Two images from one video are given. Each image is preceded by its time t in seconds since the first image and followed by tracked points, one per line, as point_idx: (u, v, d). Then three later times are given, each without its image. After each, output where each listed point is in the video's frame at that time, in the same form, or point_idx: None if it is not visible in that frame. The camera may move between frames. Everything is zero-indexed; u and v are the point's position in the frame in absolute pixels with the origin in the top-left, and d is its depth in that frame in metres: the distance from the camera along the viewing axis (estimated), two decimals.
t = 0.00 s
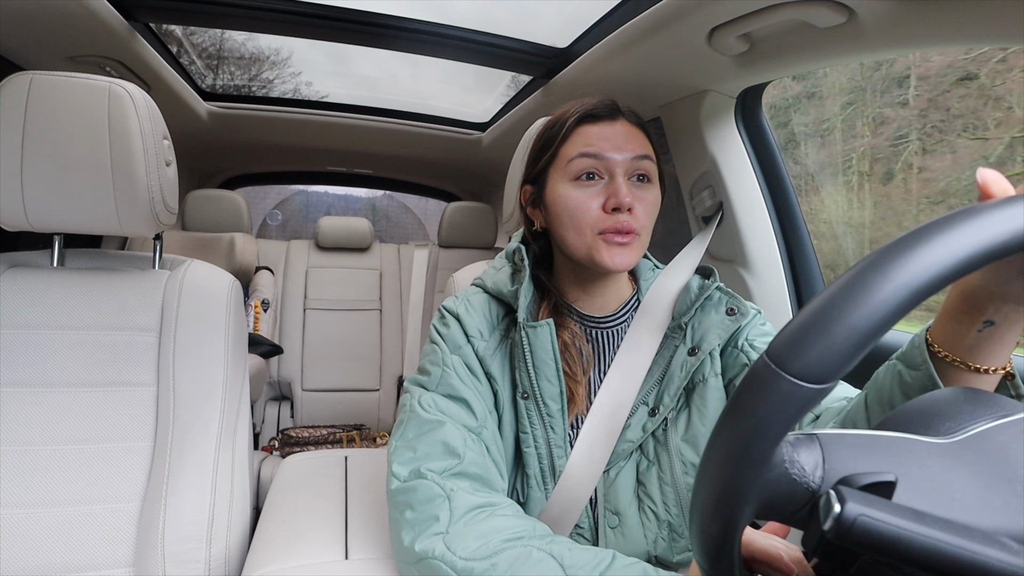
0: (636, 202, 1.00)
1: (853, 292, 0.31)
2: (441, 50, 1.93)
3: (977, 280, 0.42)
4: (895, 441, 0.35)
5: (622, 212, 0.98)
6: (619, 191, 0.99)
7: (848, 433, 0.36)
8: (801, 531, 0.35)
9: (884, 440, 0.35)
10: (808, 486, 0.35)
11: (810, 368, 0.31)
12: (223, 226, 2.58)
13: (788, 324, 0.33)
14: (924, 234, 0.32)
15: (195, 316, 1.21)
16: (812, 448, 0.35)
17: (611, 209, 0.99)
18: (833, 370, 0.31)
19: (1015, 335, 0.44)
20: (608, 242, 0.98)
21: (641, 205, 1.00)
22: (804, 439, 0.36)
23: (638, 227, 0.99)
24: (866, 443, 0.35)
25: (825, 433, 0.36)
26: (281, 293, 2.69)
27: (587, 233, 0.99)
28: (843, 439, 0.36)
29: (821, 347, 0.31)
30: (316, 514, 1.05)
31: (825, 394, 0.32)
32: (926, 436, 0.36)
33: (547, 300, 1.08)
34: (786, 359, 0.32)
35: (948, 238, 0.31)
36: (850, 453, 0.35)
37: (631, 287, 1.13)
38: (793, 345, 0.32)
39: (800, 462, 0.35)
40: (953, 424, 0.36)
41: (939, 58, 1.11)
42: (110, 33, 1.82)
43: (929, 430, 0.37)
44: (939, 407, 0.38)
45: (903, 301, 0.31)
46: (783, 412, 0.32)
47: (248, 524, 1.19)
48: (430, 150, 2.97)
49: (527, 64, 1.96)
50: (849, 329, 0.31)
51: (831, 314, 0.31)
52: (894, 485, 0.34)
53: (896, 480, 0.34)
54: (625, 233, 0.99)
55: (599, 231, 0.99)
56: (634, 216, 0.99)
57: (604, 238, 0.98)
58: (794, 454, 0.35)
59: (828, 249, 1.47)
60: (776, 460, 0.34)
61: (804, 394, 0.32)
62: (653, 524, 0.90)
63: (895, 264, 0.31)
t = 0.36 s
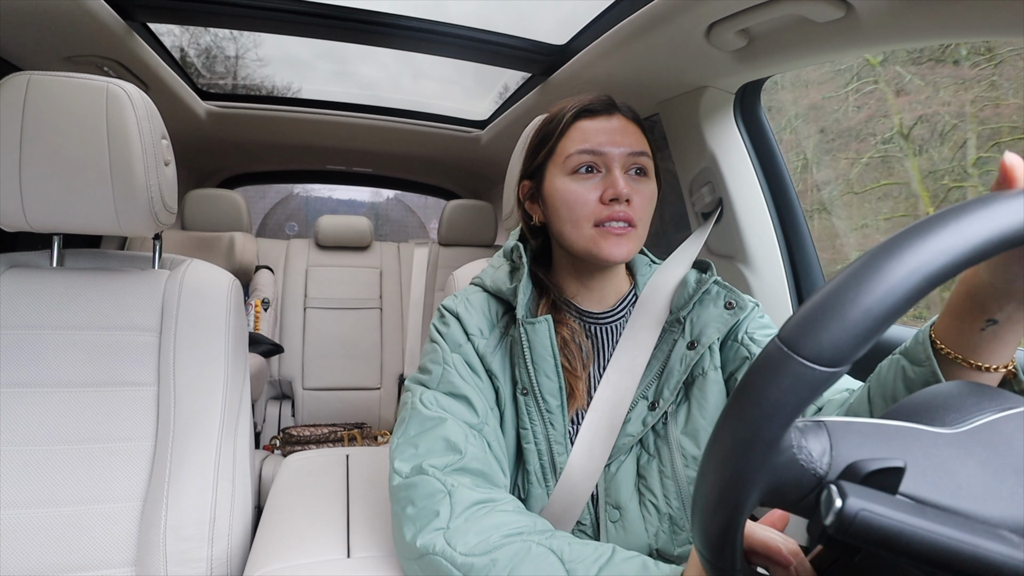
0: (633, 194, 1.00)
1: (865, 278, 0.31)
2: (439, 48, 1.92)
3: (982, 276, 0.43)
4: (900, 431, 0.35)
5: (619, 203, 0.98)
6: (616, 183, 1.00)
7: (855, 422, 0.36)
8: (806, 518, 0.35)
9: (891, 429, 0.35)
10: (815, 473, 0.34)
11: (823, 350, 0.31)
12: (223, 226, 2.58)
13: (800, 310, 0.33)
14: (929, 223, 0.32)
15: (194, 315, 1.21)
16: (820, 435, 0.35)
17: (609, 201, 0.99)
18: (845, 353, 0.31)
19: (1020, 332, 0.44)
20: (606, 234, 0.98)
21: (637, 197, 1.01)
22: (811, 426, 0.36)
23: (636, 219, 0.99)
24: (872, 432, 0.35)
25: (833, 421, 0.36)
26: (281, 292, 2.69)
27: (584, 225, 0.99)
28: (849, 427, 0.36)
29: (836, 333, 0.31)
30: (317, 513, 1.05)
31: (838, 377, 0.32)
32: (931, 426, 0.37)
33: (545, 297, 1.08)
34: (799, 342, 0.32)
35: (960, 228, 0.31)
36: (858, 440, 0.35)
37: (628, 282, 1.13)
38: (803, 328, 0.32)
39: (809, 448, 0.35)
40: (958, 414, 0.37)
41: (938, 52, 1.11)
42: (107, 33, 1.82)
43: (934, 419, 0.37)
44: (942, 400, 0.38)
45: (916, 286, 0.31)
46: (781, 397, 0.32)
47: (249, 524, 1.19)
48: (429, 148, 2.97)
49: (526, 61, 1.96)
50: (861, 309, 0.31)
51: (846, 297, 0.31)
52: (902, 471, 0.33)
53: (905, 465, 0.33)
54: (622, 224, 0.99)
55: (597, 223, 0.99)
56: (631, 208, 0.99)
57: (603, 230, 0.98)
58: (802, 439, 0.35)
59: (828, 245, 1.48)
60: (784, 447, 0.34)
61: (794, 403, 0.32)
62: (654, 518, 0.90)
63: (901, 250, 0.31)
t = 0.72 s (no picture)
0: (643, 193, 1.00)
1: (872, 259, 0.31)
2: (435, 44, 1.92)
3: (983, 268, 0.43)
4: (904, 419, 0.35)
5: (630, 202, 0.98)
6: (628, 181, 1.00)
7: (857, 409, 0.35)
8: (809, 505, 0.35)
9: (894, 417, 0.35)
10: (819, 460, 0.34)
11: (828, 337, 0.31)
12: (221, 225, 2.58)
13: (806, 295, 0.33)
14: (938, 210, 0.32)
15: (195, 316, 1.21)
16: (824, 422, 0.35)
17: (621, 198, 0.99)
18: (852, 339, 0.31)
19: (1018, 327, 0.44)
20: (615, 231, 0.99)
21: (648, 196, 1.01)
22: (815, 413, 0.35)
23: (645, 218, 0.99)
24: (876, 419, 0.35)
25: (837, 409, 0.36)
26: (280, 291, 2.69)
27: (594, 222, 0.99)
28: (852, 414, 0.35)
29: (840, 317, 0.31)
30: (318, 511, 1.05)
31: (843, 362, 0.32)
32: (932, 414, 0.36)
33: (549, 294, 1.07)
34: (804, 327, 0.32)
35: (969, 211, 0.31)
36: (861, 428, 0.34)
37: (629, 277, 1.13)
38: (810, 315, 0.32)
39: (813, 435, 0.34)
40: (960, 402, 0.37)
41: (935, 42, 1.10)
42: (102, 34, 1.82)
43: (936, 407, 0.37)
44: (944, 387, 0.38)
45: (921, 273, 0.31)
46: (786, 386, 0.32)
47: (251, 522, 1.20)
48: (426, 145, 2.97)
49: (522, 57, 1.95)
50: (867, 297, 0.31)
51: (851, 281, 0.31)
52: (908, 457, 0.33)
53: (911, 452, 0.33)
54: (632, 223, 0.99)
55: (607, 220, 0.99)
56: (641, 208, 0.99)
57: (613, 228, 0.99)
58: (806, 426, 0.34)
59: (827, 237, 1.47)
60: (788, 434, 0.34)
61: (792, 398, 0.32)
62: (655, 512, 0.90)
63: (909, 236, 0.31)
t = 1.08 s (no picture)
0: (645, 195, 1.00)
1: (871, 260, 0.31)
2: (434, 47, 1.92)
3: (984, 264, 0.43)
4: (906, 418, 0.35)
5: (632, 204, 0.98)
6: (629, 185, 1.00)
7: (859, 409, 0.35)
8: (810, 503, 0.35)
9: (896, 415, 0.35)
10: (821, 459, 0.34)
11: (828, 337, 0.31)
12: (221, 229, 2.58)
13: (806, 294, 0.33)
14: (938, 209, 0.32)
15: (196, 320, 1.21)
16: (826, 421, 0.35)
17: (622, 205, 0.99)
18: (854, 335, 0.31)
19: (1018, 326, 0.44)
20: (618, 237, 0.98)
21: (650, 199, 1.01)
22: (817, 412, 0.35)
23: (648, 221, 0.99)
24: (877, 418, 0.35)
25: (838, 408, 0.36)
26: (280, 294, 2.70)
27: (597, 228, 0.99)
28: (853, 413, 0.35)
29: (842, 313, 0.31)
30: (319, 514, 1.05)
31: (845, 359, 0.32)
32: (935, 413, 0.36)
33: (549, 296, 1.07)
34: (804, 327, 0.32)
35: (969, 206, 0.31)
36: (862, 426, 0.34)
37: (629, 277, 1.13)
38: (810, 314, 0.32)
39: (814, 434, 0.34)
40: (962, 401, 0.37)
41: (933, 40, 1.10)
42: (101, 39, 1.82)
43: (937, 407, 0.37)
44: (945, 387, 0.38)
45: (925, 268, 0.30)
46: (787, 388, 0.32)
47: (253, 525, 1.19)
48: (425, 147, 2.97)
49: (520, 59, 1.95)
50: (867, 298, 0.31)
51: (851, 282, 0.31)
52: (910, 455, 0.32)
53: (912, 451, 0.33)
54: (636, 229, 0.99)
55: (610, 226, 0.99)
56: (644, 210, 0.99)
57: (616, 230, 0.98)
58: (807, 425, 0.34)
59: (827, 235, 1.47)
60: (790, 432, 0.34)
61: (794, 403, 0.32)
62: (656, 512, 0.90)
63: (909, 236, 0.31)
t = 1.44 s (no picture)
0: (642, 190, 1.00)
1: (877, 253, 0.31)
2: (434, 44, 1.92)
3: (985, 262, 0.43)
4: (908, 412, 0.35)
5: (627, 198, 0.98)
6: (625, 177, 1.00)
7: (861, 404, 0.36)
8: (811, 497, 0.35)
9: (897, 411, 0.35)
10: (823, 453, 0.34)
11: (834, 327, 0.31)
12: (221, 227, 2.58)
13: (811, 287, 0.33)
14: (942, 203, 0.32)
15: (194, 317, 1.21)
16: (828, 415, 0.35)
17: (618, 196, 0.98)
18: (857, 330, 0.31)
19: (1018, 323, 0.44)
20: (613, 227, 0.98)
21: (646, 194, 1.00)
22: (819, 406, 0.36)
23: (643, 215, 0.99)
24: (879, 412, 0.35)
25: (840, 403, 0.36)
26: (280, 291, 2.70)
27: (591, 220, 0.99)
28: (855, 409, 0.36)
29: (846, 310, 0.31)
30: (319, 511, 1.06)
31: (848, 356, 0.32)
32: (936, 409, 0.37)
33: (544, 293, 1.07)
34: (810, 319, 0.32)
35: (973, 205, 0.31)
36: (864, 421, 0.35)
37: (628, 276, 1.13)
38: (815, 308, 0.32)
39: (818, 428, 0.35)
40: (964, 397, 0.37)
41: (935, 38, 1.10)
42: (100, 37, 1.81)
43: (940, 403, 0.37)
44: (946, 384, 0.38)
45: (926, 266, 0.31)
46: (791, 379, 0.32)
47: (253, 522, 1.19)
48: (425, 144, 2.96)
49: (521, 56, 1.95)
50: (873, 289, 0.31)
51: (852, 280, 0.31)
52: (913, 450, 0.32)
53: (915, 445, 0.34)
54: (631, 219, 0.98)
55: (605, 217, 0.98)
56: (639, 204, 0.98)
57: (610, 222, 0.98)
58: (810, 419, 0.35)
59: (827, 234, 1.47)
60: (793, 425, 0.34)
61: (796, 395, 0.32)
62: (655, 512, 0.90)
63: (914, 229, 0.31)
